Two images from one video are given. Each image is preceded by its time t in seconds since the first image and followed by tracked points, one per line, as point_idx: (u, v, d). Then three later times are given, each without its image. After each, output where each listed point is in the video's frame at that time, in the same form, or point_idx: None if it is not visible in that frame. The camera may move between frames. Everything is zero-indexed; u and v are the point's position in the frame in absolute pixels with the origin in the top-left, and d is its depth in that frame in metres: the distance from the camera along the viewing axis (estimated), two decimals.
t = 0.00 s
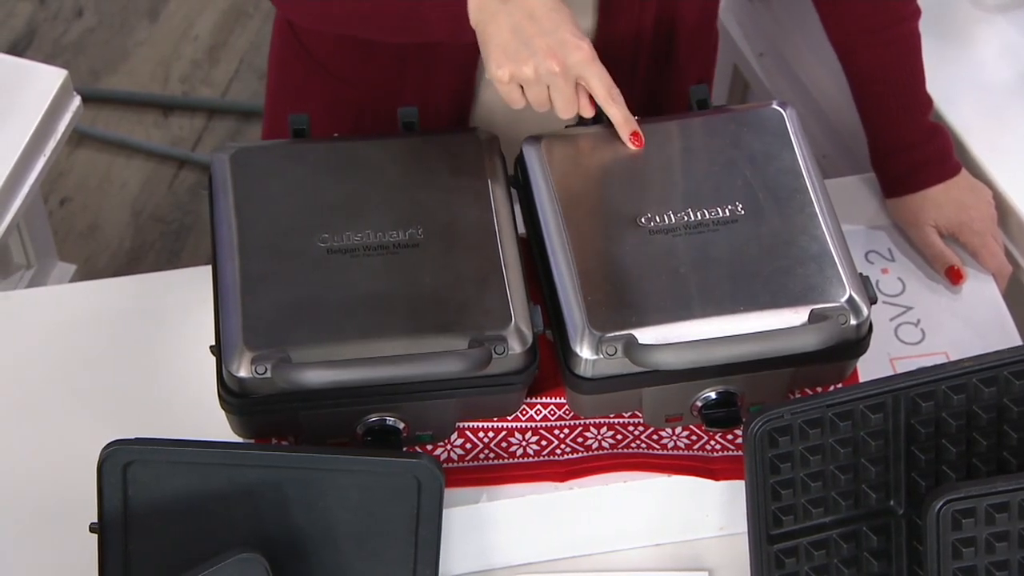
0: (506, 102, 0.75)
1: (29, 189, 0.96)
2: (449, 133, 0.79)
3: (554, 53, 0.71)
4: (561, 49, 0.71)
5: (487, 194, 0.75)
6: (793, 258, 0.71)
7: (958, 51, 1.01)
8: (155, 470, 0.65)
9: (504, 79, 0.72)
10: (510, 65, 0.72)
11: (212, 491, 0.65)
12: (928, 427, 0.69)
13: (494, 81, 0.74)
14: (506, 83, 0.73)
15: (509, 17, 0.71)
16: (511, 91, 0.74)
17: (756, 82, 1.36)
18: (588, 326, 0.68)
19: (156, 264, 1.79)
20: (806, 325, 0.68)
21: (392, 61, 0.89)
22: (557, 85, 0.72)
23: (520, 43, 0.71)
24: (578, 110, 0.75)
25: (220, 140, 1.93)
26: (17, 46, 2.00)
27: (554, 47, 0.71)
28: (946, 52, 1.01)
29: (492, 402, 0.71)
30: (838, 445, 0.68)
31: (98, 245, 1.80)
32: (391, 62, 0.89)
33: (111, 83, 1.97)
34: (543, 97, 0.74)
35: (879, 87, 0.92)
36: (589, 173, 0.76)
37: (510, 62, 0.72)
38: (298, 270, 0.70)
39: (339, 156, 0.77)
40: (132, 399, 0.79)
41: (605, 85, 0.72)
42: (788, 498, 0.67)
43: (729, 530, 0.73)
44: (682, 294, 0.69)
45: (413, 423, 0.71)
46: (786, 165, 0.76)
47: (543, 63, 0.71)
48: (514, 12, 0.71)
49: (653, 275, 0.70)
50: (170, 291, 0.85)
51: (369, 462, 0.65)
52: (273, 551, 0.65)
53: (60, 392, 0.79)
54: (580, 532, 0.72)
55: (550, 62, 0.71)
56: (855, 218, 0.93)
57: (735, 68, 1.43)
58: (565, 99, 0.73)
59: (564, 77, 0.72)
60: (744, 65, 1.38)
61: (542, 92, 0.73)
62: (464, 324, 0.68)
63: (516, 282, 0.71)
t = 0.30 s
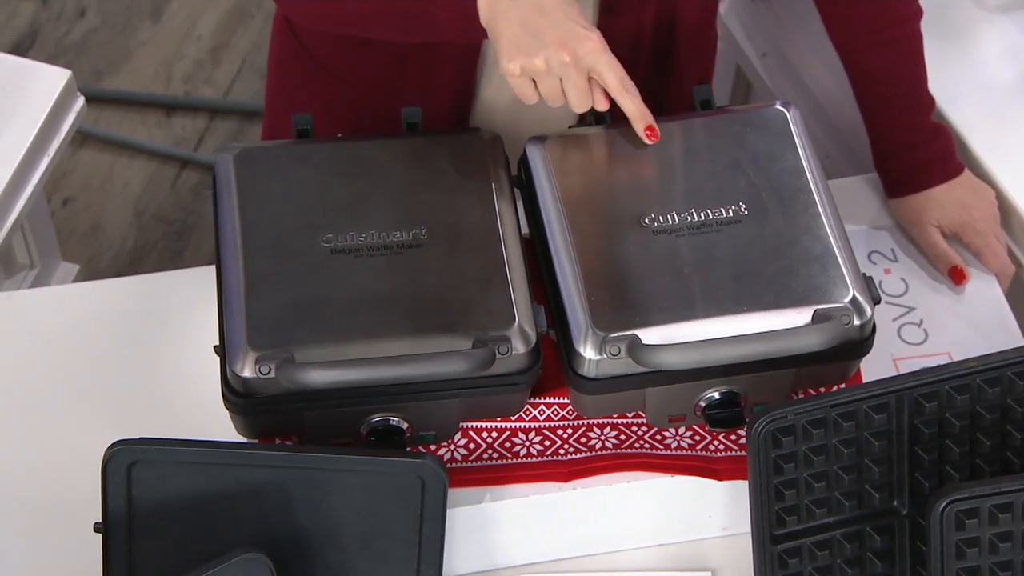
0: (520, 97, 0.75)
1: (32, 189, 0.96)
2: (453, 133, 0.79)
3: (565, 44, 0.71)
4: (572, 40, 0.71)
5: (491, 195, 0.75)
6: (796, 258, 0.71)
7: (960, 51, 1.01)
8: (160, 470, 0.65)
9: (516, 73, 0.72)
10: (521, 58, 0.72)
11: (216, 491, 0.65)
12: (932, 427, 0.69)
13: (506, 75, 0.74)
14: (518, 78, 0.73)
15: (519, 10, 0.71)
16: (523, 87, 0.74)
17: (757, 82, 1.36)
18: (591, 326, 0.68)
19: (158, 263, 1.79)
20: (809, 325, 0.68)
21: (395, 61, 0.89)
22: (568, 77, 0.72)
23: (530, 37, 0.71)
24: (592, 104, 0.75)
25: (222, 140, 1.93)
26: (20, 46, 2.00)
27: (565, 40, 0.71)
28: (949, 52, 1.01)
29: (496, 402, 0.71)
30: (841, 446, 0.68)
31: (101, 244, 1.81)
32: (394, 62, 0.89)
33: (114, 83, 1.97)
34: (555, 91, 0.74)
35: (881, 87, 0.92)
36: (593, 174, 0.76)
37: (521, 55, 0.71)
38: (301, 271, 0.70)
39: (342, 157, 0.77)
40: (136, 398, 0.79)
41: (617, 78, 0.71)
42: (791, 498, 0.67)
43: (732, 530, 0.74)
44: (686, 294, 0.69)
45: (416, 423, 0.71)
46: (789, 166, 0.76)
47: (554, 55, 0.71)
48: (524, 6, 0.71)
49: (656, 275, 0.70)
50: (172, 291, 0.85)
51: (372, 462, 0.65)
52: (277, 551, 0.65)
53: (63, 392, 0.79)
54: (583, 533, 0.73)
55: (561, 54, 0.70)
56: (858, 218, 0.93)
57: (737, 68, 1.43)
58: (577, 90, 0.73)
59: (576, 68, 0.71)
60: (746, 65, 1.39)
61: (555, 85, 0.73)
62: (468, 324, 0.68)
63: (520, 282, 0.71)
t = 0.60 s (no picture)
0: (533, 103, 0.75)
1: (36, 189, 0.96)
2: (456, 133, 0.80)
3: (580, 49, 0.71)
4: (587, 46, 0.71)
5: (494, 195, 0.75)
6: (799, 259, 0.71)
7: (962, 51, 1.01)
8: (163, 470, 0.65)
9: (532, 80, 0.72)
10: (536, 64, 0.71)
11: (220, 491, 0.65)
12: (935, 428, 0.69)
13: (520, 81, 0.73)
14: (533, 84, 0.73)
15: (534, 16, 0.70)
16: (537, 93, 0.74)
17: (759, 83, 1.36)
18: (594, 326, 0.68)
19: (161, 263, 1.79)
20: (813, 326, 0.68)
21: (398, 62, 0.89)
22: (583, 82, 0.72)
23: (546, 43, 0.70)
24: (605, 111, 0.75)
25: (225, 140, 1.93)
26: (22, 47, 2.01)
27: (580, 45, 0.70)
28: (952, 52, 1.02)
29: (499, 402, 0.71)
30: (844, 446, 0.68)
31: (103, 244, 1.81)
32: (398, 62, 0.90)
33: (116, 83, 1.97)
34: (570, 96, 0.73)
35: (883, 87, 0.92)
36: (596, 175, 0.76)
37: (536, 61, 0.71)
38: (305, 271, 0.70)
39: (346, 157, 0.77)
40: (139, 398, 0.79)
41: (628, 86, 0.72)
42: (794, 498, 0.67)
43: (735, 530, 0.75)
44: (690, 295, 0.69)
45: (419, 423, 0.71)
46: (792, 166, 0.76)
47: (570, 61, 0.71)
48: (539, 11, 0.70)
49: (659, 275, 0.70)
50: (176, 291, 0.86)
51: (375, 462, 0.65)
52: (281, 551, 0.65)
53: (67, 391, 0.80)
54: (587, 534, 0.74)
55: (577, 59, 0.70)
56: (861, 218, 0.93)
57: (740, 69, 1.43)
58: (592, 96, 0.72)
59: (591, 74, 0.71)
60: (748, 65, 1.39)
61: (570, 91, 0.73)
62: (471, 324, 0.68)
63: (523, 282, 0.71)
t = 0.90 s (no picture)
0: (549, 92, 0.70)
1: (39, 189, 0.96)
2: (458, 133, 0.80)
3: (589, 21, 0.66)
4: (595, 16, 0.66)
5: (497, 195, 0.75)
6: (802, 259, 0.71)
7: (965, 52, 1.01)
8: (165, 470, 0.65)
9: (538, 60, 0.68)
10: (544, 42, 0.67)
11: (222, 491, 0.65)
12: (937, 429, 0.69)
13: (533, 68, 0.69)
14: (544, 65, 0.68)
15: None
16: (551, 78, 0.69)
17: (761, 83, 1.36)
18: (597, 327, 0.68)
19: (162, 263, 1.79)
20: (815, 326, 0.68)
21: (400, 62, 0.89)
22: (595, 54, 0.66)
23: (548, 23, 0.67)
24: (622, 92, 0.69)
25: (227, 141, 1.93)
26: (24, 47, 2.01)
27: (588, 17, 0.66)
28: (954, 52, 1.02)
29: (502, 402, 0.71)
30: (847, 447, 0.68)
31: (105, 244, 1.81)
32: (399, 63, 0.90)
33: (118, 83, 1.97)
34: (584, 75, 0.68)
35: (885, 87, 0.90)
36: (598, 175, 0.76)
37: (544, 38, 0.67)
38: (308, 271, 0.70)
39: (349, 157, 0.77)
40: (141, 398, 0.79)
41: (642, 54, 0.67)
42: (797, 499, 0.67)
43: (737, 531, 0.74)
44: (692, 295, 0.69)
45: (422, 423, 0.71)
46: (795, 166, 0.76)
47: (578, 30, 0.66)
48: None
49: (662, 276, 0.70)
50: (179, 291, 0.86)
51: (378, 462, 0.65)
52: (284, 549, 0.65)
53: (70, 391, 0.80)
54: (589, 533, 0.73)
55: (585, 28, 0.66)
56: (862, 219, 0.93)
57: (742, 69, 1.43)
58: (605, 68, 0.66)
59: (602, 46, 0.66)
60: (750, 66, 1.39)
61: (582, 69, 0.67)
62: (474, 324, 0.68)
63: (526, 283, 0.71)
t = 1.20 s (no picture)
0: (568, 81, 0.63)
1: (42, 189, 0.96)
2: (461, 133, 0.80)
3: None
4: None
5: (500, 195, 0.75)
6: (805, 259, 0.71)
7: (968, 52, 1.01)
8: (169, 469, 0.65)
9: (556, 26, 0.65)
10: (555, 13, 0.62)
11: (225, 490, 0.65)
12: (941, 428, 0.69)
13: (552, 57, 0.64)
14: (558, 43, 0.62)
15: None
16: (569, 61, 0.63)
17: (764, 83, 1.36)
18: (600, 326, 0.68)
19: (164, 263, 1.79)
20: (818, 326, 0.68)
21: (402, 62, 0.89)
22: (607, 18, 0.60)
23: None
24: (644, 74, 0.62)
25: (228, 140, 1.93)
26: (26, 47, 2.01)
27: None
28: (956, 52, 1.02)
29: (505, 402, 0.71)
30: (850, 446, 0.68)
31: (107, 244, 1.81)
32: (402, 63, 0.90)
33: (120, 83, 1.97)
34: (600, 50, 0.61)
35: (886, 87, 0.90)
36: (601, 174, 0.76)
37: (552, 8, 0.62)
38: (311, 271, 0.70)
39: (351, 157, 0.77)
40: (143, 398, 0.79)
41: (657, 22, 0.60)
42: (800, 498, 0.67)
43: (740, 531, 0.74)
44: (695, 295, 0.69)
45: (425, 423, 0.71)
46: (798, 166, 0.76)
47: None
48: None
49: (665, 276, 0.70)
50: (181, 291, 0.86)
51: (381, 462, 0.65)
52: (287, 549, 0.65)
53: (73, 391, 0.80)
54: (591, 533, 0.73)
55: None
56: (865, 219, 0.93)
57: (744, 69, 1.43)
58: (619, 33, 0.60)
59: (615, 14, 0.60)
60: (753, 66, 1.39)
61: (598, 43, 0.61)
62: (477, 324, 0.68)
63: (529, 282, 0.71)
